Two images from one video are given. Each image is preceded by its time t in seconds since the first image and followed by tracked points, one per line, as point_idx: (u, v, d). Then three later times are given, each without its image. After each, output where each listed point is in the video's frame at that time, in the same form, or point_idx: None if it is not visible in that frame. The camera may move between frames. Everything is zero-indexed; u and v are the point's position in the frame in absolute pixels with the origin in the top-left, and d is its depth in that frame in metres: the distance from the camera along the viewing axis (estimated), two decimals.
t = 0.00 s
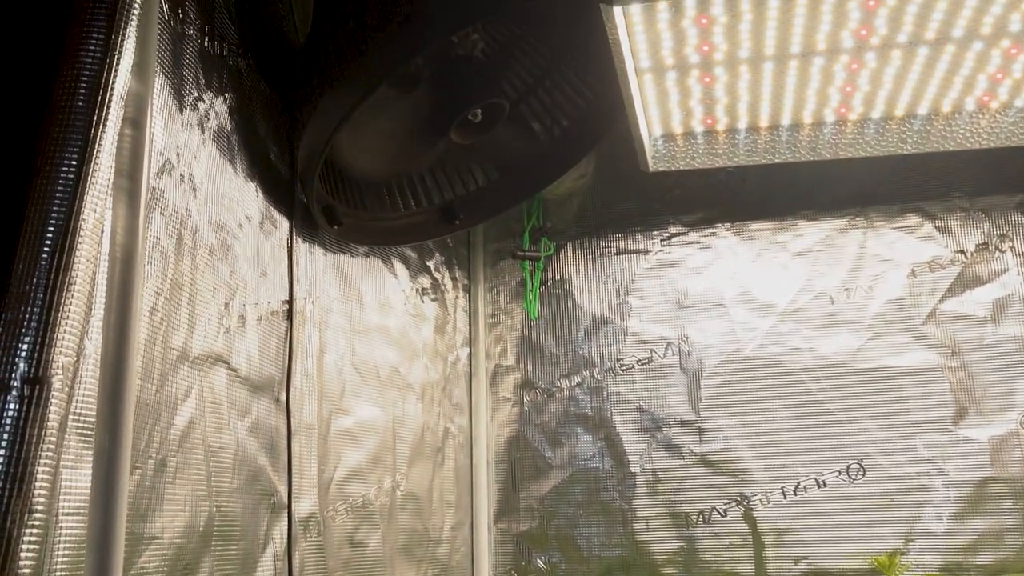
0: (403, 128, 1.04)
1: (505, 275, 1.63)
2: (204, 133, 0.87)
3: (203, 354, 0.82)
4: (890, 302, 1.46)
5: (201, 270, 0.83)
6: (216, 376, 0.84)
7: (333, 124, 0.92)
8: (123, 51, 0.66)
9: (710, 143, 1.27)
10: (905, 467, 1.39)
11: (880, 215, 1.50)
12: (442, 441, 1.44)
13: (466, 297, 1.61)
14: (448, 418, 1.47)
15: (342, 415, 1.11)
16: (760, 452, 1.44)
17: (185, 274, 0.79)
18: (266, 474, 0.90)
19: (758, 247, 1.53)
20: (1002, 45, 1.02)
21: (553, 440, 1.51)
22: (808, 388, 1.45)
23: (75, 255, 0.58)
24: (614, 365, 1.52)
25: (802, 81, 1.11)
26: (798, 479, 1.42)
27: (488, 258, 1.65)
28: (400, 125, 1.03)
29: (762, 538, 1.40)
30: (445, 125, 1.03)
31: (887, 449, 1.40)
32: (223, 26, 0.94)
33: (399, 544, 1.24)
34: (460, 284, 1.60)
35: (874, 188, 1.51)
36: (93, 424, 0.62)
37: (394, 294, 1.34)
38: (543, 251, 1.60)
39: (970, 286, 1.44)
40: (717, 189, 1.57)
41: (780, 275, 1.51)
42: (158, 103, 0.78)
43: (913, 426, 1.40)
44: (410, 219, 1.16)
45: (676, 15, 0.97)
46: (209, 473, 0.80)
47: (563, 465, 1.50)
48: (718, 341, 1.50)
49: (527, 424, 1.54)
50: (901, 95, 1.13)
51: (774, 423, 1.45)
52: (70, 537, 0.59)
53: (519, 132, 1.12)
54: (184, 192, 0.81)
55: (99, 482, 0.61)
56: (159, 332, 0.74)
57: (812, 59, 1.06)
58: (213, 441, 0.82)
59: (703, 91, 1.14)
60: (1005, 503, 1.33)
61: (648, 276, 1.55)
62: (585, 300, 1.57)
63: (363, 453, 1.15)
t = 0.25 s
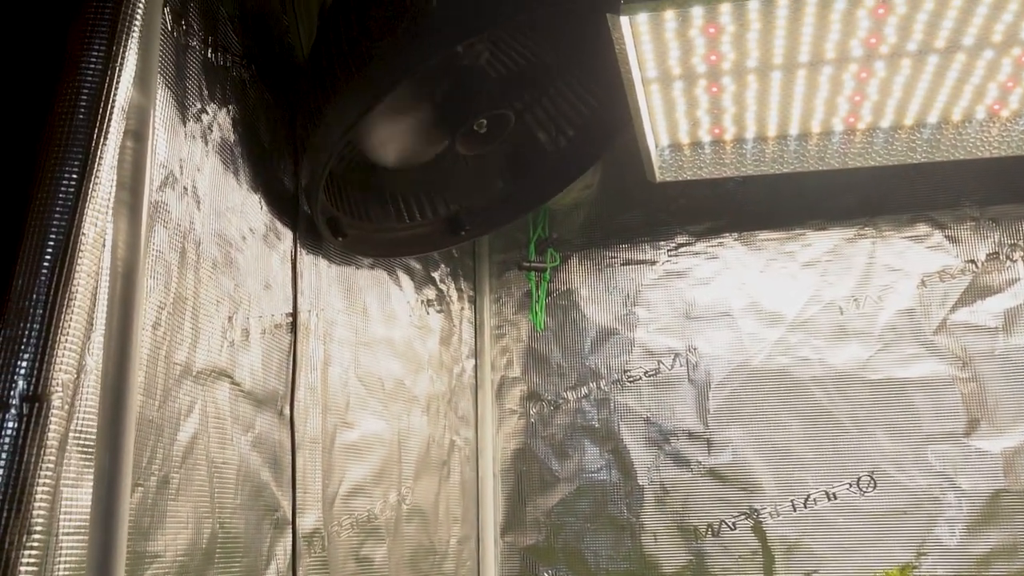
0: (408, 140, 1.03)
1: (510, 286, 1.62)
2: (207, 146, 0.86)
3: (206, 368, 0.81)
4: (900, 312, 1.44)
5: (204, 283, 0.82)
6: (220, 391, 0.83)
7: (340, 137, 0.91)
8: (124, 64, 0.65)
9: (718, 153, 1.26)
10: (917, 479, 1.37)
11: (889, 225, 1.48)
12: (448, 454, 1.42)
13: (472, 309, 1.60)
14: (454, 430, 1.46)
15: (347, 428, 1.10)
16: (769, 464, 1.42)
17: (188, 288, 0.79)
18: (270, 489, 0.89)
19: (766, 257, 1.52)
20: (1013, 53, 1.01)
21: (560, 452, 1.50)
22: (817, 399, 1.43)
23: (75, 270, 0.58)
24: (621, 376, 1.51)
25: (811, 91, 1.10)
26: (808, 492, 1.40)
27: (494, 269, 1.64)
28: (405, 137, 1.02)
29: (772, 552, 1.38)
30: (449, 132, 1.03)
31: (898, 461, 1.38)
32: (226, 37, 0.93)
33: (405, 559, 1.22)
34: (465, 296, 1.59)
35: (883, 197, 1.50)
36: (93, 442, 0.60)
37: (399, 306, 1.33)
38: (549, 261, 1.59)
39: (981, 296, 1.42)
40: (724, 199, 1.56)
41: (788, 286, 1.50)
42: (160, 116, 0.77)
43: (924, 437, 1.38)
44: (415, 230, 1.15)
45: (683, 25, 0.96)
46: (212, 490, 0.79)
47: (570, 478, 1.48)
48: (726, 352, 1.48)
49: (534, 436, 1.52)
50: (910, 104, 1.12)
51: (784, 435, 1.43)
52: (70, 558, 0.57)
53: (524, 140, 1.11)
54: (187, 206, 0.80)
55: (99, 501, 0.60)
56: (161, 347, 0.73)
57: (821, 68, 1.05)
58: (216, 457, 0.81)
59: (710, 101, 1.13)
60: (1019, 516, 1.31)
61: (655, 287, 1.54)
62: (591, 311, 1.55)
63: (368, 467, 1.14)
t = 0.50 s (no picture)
0: (412, 152, 1.02)
1: (515, 296, 1.61)
2: (210, 157, 0.85)
3: (209, 382, 0.80)
4: (909, 322, 1.43)
5: (207, 295, 0.81)
6: (223, 405, 0.82)
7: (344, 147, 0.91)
8: (124, 73, 0.64)
9: (724, 162, 1.25)
10: (928, 491, 1.35)
11: (898, 234, 1.47)
12: (453, 466, 1.41)
13: (477, 319, 1.59)
14: (459, 442, 1.44)
15: (351, 441, 1.09)
16: (777, 475, 1.40)
17: (191, 301, 0.78)
18: (273, 504, 0.88)
19: (773, 266, 1.50)
20: None
21: (565, 464, 1.48)
22: (826, 410, 1.42)
23: (73, 284, 0.57)
24: (628, 387, 1.50)
25: (819, 98, 1.09)
26: (817, 504, 1.38)
27: (499, 279, 1.63)
28: (410, 149, 1.02)
29: (782, 565, 1.36)
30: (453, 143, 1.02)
31: (909, 473, 1.36)
32: (229, 47, 0.92)
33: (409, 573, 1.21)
34: (470, 306, 1.58)
35: (891, 206, 1.48)
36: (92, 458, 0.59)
37: (404, 317, 1.32)
38: (555, 271, 1.58)
39: (991, 305, 1.41)
40: (730, 208, 1.55)
41: (796, 295, 1.48)
42: (162, 127, 0.76)
43: (935, 448, 1.37)
44: (420, 241, 1.15)
45: (690, 33, 0.95)
46: (214, 505, 0.78)
47: (576, 490, 1.46)
48: (733, 363, 1.47)
49: (539, 448, 1.51)
50: (919, 112, 1.11)
51: (792, 447, 1.41)
52: None
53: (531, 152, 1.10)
54: (190, 217, 0.80)
55: (98, 519, 0.59)
56: (163, 361, 0.72)
57: (829, 76, 1.04)
58: (218, 471, 0.79)
59: (717, 109, 1.12)
60: None
61: (662, 297, 1.53)
62: (597, 321, 1.54)
63: (372, 479, 1.13)
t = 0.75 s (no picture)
0: (414, 160, 1.01)
1: (520, 306, 1.60)
2: (211, 167, 0.84)
3: (211, 395, 0.79)
4: (918, 330, 1.41)
5: (208, 307, 0.80)
6: (225, 418, 0.81)
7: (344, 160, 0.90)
8: (123, 83, 0.64)
9: (730, 170, 1.24)
10: (938, 501, 1.33)
11: (905, 242, 1.46)
12: (458, 478, 1.40)
13: (481, 329, 1.58)
14: (463, 453, 1.43)
15: (354, 453, 1.07)
16: (785, 486, 1.39)
17: (192, 313, 0.77)
18: (276, 518, 0.87)
19: (780, 275, 1.49)
20: None
21: (571, 475, 1.47)
22: (834, 420, 1.40)
23: (71, 298, 0.56)
24: (633, 397, 1.48)
25: (826, 105, 1.08)
26: (826, 515, 1.36)
27: (503, 288, 1.62)
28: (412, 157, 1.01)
29: None
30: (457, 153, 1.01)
31: (919, 483, 1.35)
32: (231, 56, 0.91)
33: None
34: (474, 316, 1.57)
35: (898, 213, 1.47)
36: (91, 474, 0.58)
37: (408, 327, 1.31)
38: (559, 280, 1.57)
39: (1000, 313, 1.39)
40: (736, 216, 1.53)
41: (803, 304, 1.47)
42: (163, 137, 0.76)
43: (945, 458, 1.35)
44: (422, 250, 1.14)
45: (696, 39, 0.94)
46: (216, 520, 0.77)
47: (582, 501, 1.45)
48: (740, 372, 1.46)
49: (544, 459, 1.49)
50: (927, 118, 1.10)
51: (800, 457, 1.40)
52: None
53: (535, 161, 1.09)
54: (191, 228, 0.79)
55: (97, 536, 0.58)
56: (163, 375, 0.71)
57: (836, 83, 1.03)
58: (220, 485, 0.78)
59: (723, 116, 1.11)
60: None
61: (667, 306, 1.52)
62: (602, 330, 1.53)
63: (376, 492, 1.12)
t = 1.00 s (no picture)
0: (416, 171, 1.00)
1: (524, 316, 1.59)
2: (212, 178, 0.84)
3: (212, 409, 0.78)
4: (927, 340, 1.40)
5: (209, 320, 0.79)
6: (226, 432, 0.80)
7: (347, 170, 0.89)
8: (122, 94, 0.63)
9: (736, 179, 1.23)
10: (949, 514, 1.31)
11: (913, 251, 1.44)
12: (462, 490, 1.38)
13: (485, 340, 1.57)
14: (467, 466, 1.41)
15: (358, 466, 1.06)
16: (793, 498, 1.37)
17: (193, 327, 0.76)
18: (278, 534, 0.85)
19: (787, 284, 1.48)
20: None
21: (577, 487, 1.45)
22: (842, 431, 1.39)
23: (68, 313, 0.55)
24: (639, 408, 1.47)
25: (833, 114, 1.07)
26: (835, 528, 1.34)
27: (507, 299, 1.60)
28: (414, 168, 1.00)
29: None
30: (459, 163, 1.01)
31: (929, 495, 1.33)
32: (232, 67, 0.91)
33: None
34: (479, 327, 1.56)
35: (906, 222, 1.46)
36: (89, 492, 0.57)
37: (411, 339, 1.30)
38: (564, 291, 1.56)
39: (1010, 323, 1.38)
40: (742, 225, 1.52)
41: (810, 314, 1.46)
42: (162, 149, 0.75)
43: (956, 470, 1.33)
44: (426, 261, 1.13)
45: (702, 48, 0.94)
46: (218, 537, 0.76)
47: (588, 514, 1.43)
48: (747, 383, 1.44)
49: (550, 471, 1.48)
50: (935, 127, 1.09)
51: (808, 469, 1.38)
52: None
53: (539, 171, 1.08)
54: (191, 240, 0.78)
55: (95, 557, 0.57)
56: (164, 390, 0.70)
57: (844, 91, 1.02)
58: (221, 501, 0.77)
59: (729, 125, 1.10)
60: None
61: (673, 316, 1.50)
62: (607, 341, 1.52)
63: (380, 506, 1.10)
